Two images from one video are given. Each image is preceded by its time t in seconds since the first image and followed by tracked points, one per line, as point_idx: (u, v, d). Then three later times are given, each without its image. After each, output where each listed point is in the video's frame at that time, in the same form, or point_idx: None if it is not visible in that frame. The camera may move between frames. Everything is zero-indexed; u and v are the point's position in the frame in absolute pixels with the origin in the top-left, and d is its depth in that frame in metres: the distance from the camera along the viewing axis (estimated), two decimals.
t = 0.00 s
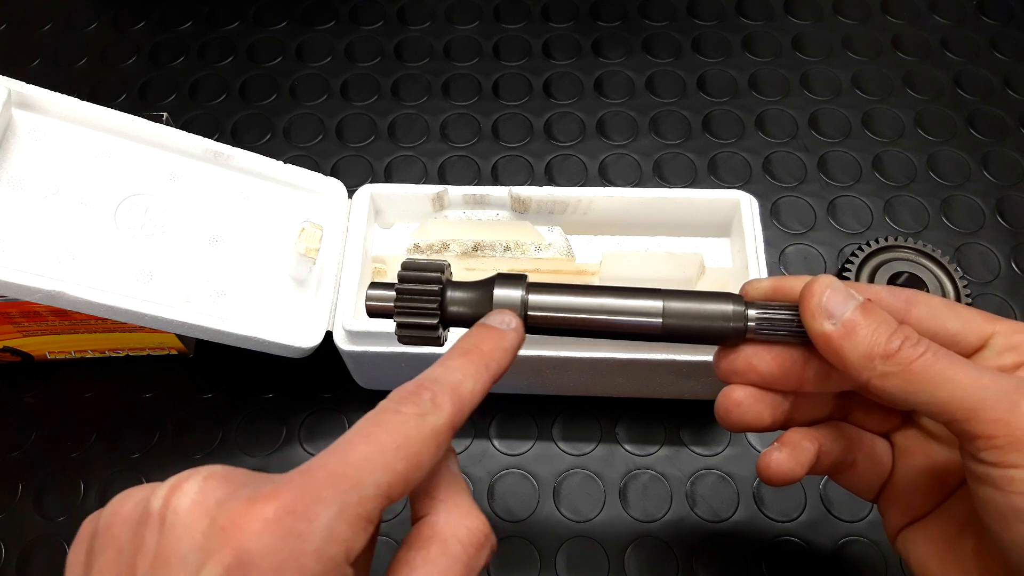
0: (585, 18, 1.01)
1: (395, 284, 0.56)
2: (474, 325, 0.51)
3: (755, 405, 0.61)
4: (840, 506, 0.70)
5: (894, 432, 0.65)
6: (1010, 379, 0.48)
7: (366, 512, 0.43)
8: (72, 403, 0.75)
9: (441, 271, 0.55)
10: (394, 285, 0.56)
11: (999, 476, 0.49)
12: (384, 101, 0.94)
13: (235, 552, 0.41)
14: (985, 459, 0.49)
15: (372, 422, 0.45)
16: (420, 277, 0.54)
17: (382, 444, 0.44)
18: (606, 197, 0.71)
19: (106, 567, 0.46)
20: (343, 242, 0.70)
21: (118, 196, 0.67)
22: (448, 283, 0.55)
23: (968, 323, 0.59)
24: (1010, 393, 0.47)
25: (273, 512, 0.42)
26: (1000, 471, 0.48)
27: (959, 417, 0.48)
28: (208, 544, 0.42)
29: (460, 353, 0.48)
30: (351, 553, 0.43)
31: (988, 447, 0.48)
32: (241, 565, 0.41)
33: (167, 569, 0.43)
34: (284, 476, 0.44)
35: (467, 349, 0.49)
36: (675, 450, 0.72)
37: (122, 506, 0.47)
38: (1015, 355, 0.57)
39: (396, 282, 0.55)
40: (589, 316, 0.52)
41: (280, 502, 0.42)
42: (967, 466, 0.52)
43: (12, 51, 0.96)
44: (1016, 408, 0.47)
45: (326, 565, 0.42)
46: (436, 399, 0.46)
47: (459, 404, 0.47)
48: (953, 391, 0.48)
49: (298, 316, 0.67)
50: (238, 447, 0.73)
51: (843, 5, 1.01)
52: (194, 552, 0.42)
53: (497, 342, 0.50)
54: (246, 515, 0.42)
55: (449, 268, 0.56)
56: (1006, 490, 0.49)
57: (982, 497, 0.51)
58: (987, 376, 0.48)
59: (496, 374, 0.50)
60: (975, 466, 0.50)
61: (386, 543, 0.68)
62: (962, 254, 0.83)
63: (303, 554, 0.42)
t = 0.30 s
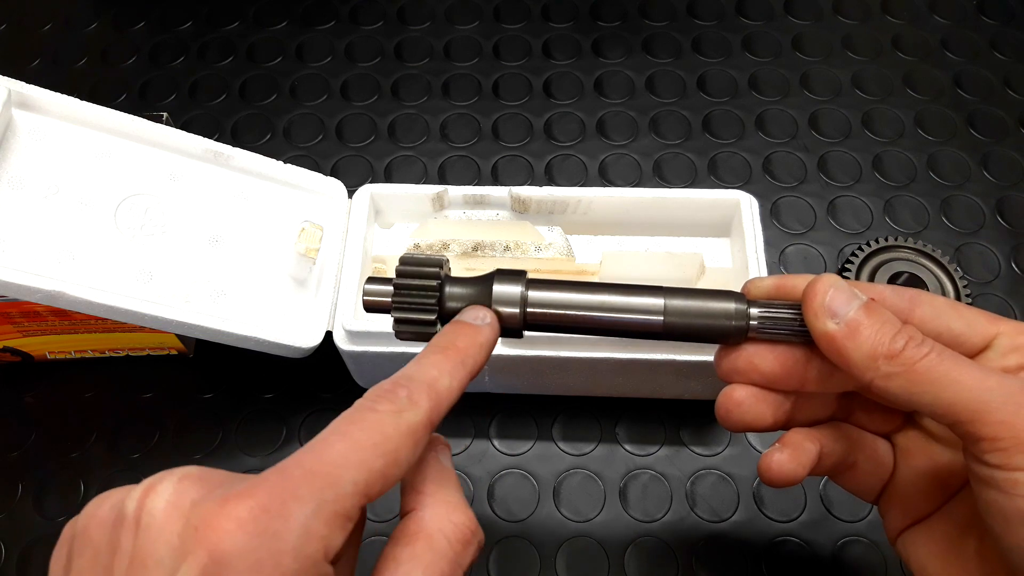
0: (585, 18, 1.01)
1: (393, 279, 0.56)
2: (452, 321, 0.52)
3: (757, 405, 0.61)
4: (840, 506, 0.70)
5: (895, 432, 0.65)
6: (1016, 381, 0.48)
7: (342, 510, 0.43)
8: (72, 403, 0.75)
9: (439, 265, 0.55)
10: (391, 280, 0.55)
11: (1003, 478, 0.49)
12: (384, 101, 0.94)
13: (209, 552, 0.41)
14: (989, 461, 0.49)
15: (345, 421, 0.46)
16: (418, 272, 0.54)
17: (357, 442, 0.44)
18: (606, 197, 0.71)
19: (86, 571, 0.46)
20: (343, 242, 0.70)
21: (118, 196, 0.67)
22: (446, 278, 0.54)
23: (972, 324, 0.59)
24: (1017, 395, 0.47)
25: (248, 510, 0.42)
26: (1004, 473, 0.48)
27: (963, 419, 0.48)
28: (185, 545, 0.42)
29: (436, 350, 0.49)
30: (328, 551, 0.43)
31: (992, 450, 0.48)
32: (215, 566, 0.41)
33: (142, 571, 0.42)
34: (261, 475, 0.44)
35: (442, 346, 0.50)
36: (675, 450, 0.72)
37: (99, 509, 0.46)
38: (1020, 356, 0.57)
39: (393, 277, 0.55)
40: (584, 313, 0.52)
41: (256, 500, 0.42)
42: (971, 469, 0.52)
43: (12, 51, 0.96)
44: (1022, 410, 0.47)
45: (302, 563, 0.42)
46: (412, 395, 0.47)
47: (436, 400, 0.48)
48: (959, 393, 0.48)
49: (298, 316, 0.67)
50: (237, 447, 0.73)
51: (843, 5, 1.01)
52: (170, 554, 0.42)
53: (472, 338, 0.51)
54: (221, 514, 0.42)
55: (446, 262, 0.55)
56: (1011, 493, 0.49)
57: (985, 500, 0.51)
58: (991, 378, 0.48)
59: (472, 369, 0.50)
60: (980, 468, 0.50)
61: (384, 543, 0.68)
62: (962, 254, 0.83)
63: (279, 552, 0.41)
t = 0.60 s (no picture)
0: (585, 18, 1.01)
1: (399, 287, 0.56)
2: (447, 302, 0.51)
3: (762, 406, 0.61)
4: (841, 506, 0.70)
5: (901, 432, 0.65)
6: (1020, 380, 0.48)
7: (328, 524, 0.43)
8: (71, 403, 0.75)
9: (444, 273, 0.55)
10: (397, 288, 0.56)
11: (1008, 477, 0.49)
12: (384, 101, 0.94)
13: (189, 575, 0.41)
14: (994, 460, 0.49)
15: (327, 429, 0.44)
16: (424, 279, 0.54)
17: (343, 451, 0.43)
18: (606, 197, 0.71)
19: None
20: (343, 243, 0.70)
21: (118, 196, 0.67)
22: (452, 285, 0.55)
23: (977, 323, 0.59)
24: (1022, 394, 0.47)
25: (225, 533, 0.41)
26: (1009, 472, 0.49)
27: (968, 418, 0.48)
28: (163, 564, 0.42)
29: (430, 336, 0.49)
30: (316, 566, 0.43)
31: (998, 449, 0.48)
32: None
33: None
34: (242, 491, 0.43)
35: (438, 330, 0.49)
36: (676, 450, 0.72)
37: (82, 522, 0.46)
38: None
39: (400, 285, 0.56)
40: (588, 318, 0.52)
41: (233, 522, 0.41)
42: (977, 468, 0.52)
43: (11, 51, 0.96)
44: None
45: None
46: (403, 387, 0.46)
47: (430, 390, 0.47)
48: (966, 392, 0.48)
49: (298, 316, 0.67)
50: (237, 447, 0.73)
51: (842, 5, 1.01)
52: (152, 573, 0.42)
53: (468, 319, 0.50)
54: (199, 536, 0.41)
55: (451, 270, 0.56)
56: (1017, 493, 0.49)
57: (991, 500, 0.51)
58: (997, 377, 0.48)
59: (471, 351, 0.50)
60: (985, 467, 0.51)
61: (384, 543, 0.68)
62: (962, 254, 0.83)
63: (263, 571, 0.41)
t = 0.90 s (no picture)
0: (585, 18, 1.00)
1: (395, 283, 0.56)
2: (464, 320, 0.51)
3: (758, 404, 0.61)
4: (840, 506, 0.70)
5: (898, 430, 0.65)
6: (1018, 379, 0.48)
7: (357, 515, 0.43)
8: (72, 403, 0.75)
9: (440, 268, 0.55)
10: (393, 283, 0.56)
11: (1006, 477, 0.49)
12: (384, 101, 0.94)
13: (228, 560, 0.42)
14: (992, 459, 0.49)
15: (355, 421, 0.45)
16: (420, 275, 0.54)
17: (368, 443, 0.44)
18: (606, 197, 0.71)
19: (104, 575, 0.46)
20: (343, 243, 0.70)
21: (118, 196, 0.67)
22: (448, 280, 0.55)
23: (974, 321, 0.59)
24: (1019, 393, 0.47)
25: (264, 520, 0.42)
26: (1007, 472, 0.49)
27: (966, 417, 0.48)
28: (204, 552, 0.43)
29: (450, 347, 0.49)
30: (344, 557, 0.43)
31: (996, 448, 0.48)
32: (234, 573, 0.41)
33: None
34: (276, 482, 0.44)
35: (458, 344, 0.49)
36: (675, 450, 0.72)
37: (117, 516, 0.47)
38: (1023, 353, 0.57)
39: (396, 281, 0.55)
40: (585, 314, 0.52)
41: (273, 508, 0.42)
42: (974, 466, 0.52)
43: (12, 51, 0.96)
44: None
45: (319, 570, 0.42)
46: (424, 393, 0.47)
47: (449, 397, 0.48)
48: (962, 393, 0.48)
49: (299, 316, 0.67)
50: (237, 447, 0.73)
51: (842, 5, 1.01)
52: (190, 561, 0.43)
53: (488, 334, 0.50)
54: (238, 524, 0.42)
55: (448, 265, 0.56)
56: (1015, 493, 0.49)
57: (989, 500, 0.51)
58: (995, 376, 0.48)
59: (487, 366, 0.50)
60: (982, 466, 0.51)
61: (385, 543, 0.68)
62: (962, 255, 0.83)
63: (295, 559, 0.42)
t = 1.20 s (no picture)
0: (585, 18, 1.00)
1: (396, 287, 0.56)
2: (450, 318, 0.52)
3: (761, 408, 0.61)
4: (840, 506, 0.70)
5: (899, 432, 0.65)
6: (1019, 381, 0.48)
7: (348, 529, 0.43)
8: (71, 403, 0.75)
9: (440, 271, 0.55)
10: (394, 287, 0.56)
11: (1009, 480, 0.49)
12: (384, 101, 0.94)
13: None
14: (995, 461, 0.49)
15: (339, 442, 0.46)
16: (420, 278, 0.54)
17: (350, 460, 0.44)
18: (606, 197, 0.71)
19: None
20: (343, 242, 0.70)
21: (118, 196, 0.67)
22: (449, 283, 0.55)
23: (975, 324, 0.59)
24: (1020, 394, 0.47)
25: (256, 540, 0.42)
26: (1010, 474, 0.49)
27: (969, 419, 0.48)
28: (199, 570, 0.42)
29: (435, 348, 0.49)
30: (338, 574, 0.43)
31: (999, 450, 0.48)
32: None
33: None
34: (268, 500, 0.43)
35: (442, 343, 0.49)
36: (676, 450, 0.72)
37: (122, 536, 0.47)
38: None
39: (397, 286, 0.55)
40: (585, 317, 0.52)
41: (264, 528, 0.42)
42: (977, 469, 0.52)
43: (11, 51, 0.96)
44: None
45: None
46: (409, 397, 0.47)
47: (436, 399, 0.48)
48: (966, 396, 0.48)
49: (299, 316, 0.67)
50: (237, 447, 0.73)
51: (842, 5, 1.01)
52: None
53: (472, 332, 0.50)
54: (231, 543, 0.42)
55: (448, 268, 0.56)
56: (1018, 495, 0.49)
57: (992, 503, 0.51)
58: (997, 379, 0.48)
59: (473, 365, 0.50)
60: (985, 468, 0.51)
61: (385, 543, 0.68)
62: (963, 255, 0.83)
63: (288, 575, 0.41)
